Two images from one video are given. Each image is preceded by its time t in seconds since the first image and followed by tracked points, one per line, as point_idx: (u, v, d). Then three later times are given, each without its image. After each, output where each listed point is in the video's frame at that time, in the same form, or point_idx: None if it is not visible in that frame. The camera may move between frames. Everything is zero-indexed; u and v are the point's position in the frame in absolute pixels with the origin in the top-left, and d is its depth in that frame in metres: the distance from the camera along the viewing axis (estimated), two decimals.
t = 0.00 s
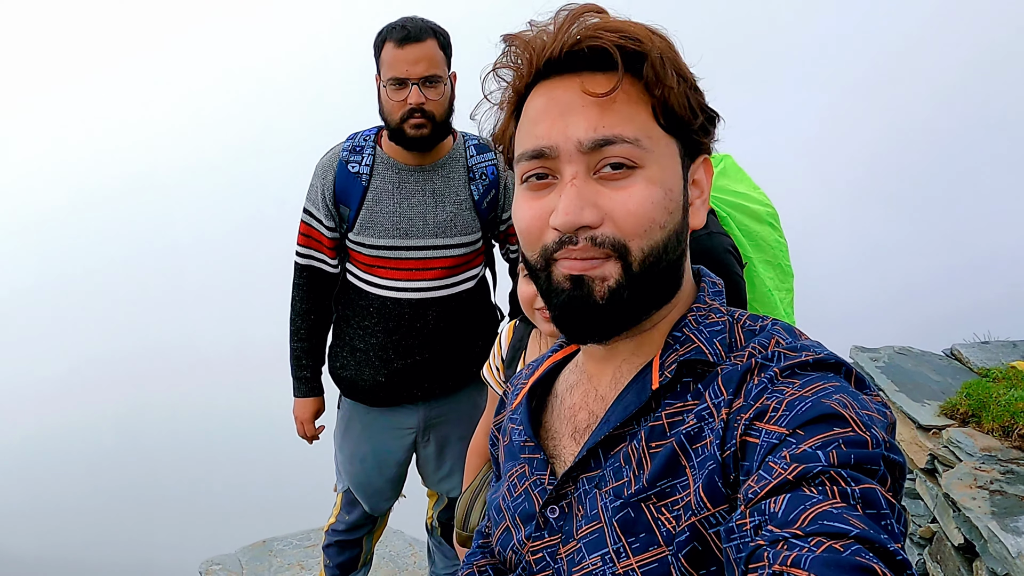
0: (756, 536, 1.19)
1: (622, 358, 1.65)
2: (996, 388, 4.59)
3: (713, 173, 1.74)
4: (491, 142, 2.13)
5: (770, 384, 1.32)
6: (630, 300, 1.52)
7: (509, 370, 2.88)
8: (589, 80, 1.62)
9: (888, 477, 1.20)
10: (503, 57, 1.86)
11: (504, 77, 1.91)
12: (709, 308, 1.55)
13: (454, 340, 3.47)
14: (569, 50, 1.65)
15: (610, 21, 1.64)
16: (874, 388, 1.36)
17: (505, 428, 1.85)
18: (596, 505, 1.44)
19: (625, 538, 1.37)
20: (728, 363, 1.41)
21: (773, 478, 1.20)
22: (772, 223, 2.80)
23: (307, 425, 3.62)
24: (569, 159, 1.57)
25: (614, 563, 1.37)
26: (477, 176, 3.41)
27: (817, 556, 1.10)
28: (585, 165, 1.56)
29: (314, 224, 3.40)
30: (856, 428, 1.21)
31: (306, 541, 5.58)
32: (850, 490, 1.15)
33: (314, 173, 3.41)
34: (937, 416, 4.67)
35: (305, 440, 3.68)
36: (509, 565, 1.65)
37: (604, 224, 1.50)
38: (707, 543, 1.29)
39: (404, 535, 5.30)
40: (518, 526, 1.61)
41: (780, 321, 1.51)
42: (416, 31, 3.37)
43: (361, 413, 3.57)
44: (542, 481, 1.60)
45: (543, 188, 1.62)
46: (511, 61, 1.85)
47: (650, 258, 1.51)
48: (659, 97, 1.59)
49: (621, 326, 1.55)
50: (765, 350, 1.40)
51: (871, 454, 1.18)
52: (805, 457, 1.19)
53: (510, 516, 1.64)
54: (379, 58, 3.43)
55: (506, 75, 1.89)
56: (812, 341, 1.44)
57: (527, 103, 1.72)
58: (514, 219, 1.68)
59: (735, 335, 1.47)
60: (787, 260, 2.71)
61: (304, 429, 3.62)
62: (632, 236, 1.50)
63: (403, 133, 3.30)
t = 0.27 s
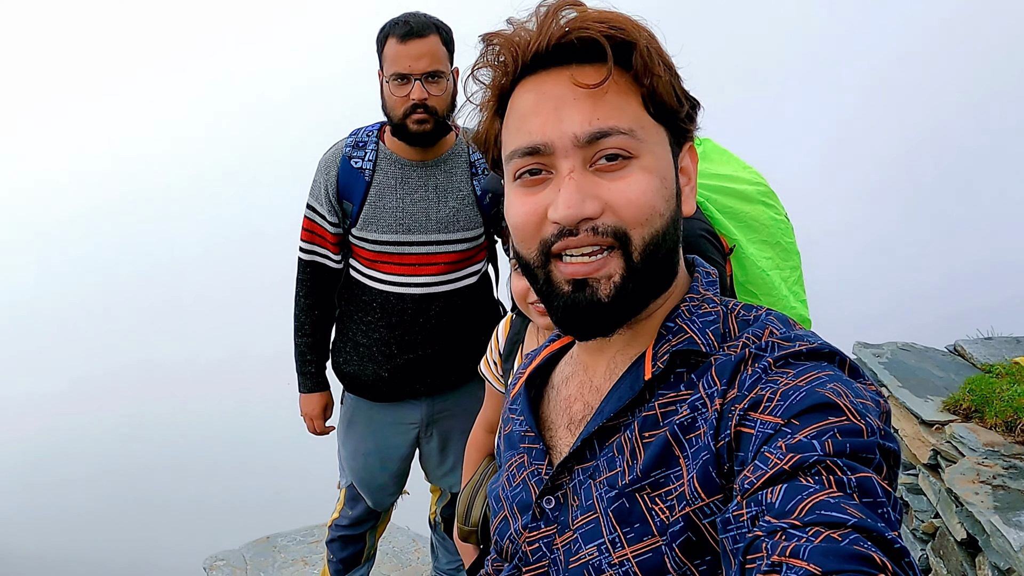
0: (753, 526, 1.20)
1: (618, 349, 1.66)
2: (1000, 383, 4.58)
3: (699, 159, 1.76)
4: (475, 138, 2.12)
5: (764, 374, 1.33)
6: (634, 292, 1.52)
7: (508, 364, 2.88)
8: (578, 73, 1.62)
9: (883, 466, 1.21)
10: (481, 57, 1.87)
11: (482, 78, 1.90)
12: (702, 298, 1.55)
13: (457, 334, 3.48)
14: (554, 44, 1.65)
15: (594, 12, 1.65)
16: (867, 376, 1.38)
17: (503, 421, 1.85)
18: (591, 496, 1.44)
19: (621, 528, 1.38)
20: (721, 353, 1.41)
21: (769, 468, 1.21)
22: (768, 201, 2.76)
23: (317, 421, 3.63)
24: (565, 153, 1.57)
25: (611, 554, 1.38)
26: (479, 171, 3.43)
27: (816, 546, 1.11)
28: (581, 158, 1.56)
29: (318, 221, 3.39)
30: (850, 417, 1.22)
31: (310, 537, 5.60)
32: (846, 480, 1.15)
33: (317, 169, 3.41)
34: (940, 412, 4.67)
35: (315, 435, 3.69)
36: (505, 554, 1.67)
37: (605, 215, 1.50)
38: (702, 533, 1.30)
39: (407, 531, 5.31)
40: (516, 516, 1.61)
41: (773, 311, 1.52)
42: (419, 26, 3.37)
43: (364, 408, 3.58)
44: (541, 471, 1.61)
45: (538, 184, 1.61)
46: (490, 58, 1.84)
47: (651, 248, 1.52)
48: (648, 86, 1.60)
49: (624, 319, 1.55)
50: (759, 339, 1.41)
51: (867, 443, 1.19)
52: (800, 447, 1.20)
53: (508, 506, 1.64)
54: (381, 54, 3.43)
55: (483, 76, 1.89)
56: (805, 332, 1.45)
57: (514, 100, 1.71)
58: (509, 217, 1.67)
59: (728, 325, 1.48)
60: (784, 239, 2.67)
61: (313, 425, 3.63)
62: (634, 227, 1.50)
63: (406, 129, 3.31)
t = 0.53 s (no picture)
0: (755, 517, 1.20)
1: (625, 340, 1.66)
2: (1006, 381, 4.57)
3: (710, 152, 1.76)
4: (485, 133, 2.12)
5: (769, 366, 1.33)
6: (643, 279, 1.52)
7: (508, 359, 2.88)
8: (591, 60, 1.63)
9: (886, 460, 1.21)
10: (495, 45, 1.85)
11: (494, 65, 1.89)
12: (709, 290, 1.54)
13: (460, 331, 3.48)
14: (568, 31, 1.65)
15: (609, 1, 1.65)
16: (873, 371, 1.38)
17: (511, 409, 1.86)
18: (595, 486, 1.45)
19: (623, 519, 1.38)
20: (727, 345, 1.42)
21: (772, 459, 1.21)
22: (781, 222, 2.74)
23: (322, 417, 3.66)
24: (576, 138, 1.57)
25: (612, 544, 1.38)
26: (483, 168, 3.42)
27: (817, 538, 1.10)
28: (592, 144, 1.57)
29: (323, 216, 3.41)
30: (855, 411, 1.22)
31: (315, 534, 5.61)
32: (848, 473, 1.15)
33: (322, 166, 3.43)
34: (945, 410, 4.66)
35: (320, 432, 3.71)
36: (508, 545, 1.66)
37: (614, 202, 1.51)
38: (705, 524, 1.30)
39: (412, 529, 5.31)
40: (519, 506, 1.62)
41: (780, 305, 1.52)
42: (423, 22, 3.38)
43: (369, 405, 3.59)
44: (545, 461, 1.62)
45: (549, 170, 1.61)
46: (504, 46, 1.84)
47: (660, 237, 1.52)
48: (661, 76, 1.60)
49: (632, 306, 1.55)
50: (765, 333, 1.41)
51: (870, 436, 1.19)
52: (804, 439, 1.20)
53: (512, 496, 1.65)
54: (385, 50, 3.43)
55: (496, 62, 1.88)
56: (812, 325, 1.45)
57: (526, 87, 1.72)
58: (518, 203, 1.67)
59: (734, 317, 1.48)
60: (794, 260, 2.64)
61: (319, 421, 3.66)
62: (643, 214, 1.50)
63: (411, 125, 3.31)
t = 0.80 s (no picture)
0: (716, 546, 1.22)
1: (590, 366, 1.70)
2: (1019, 410, 4.50)
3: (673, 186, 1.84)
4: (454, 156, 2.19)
5: (735, 401, 1.36)
6: (608, 299, 1.57)
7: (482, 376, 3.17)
8: (561, 91, 1.71)
9: (846, 495, 1.25)
10: (463, 84, 1.94)
11: (464, 104, 1.98)
12: (676, 324, 1.58)
13: (427, 350, 3.53)
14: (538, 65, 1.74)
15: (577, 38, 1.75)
16: (833, 412, 1.41)
17: (474, 426, 1.89)
18: (554, 510, 1.48)
19: (581, 543, 1.42)
20: (692, 378, 1.45)
21: (736, 490, 1.24)
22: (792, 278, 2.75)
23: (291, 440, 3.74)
24: (546, 163, 1.64)
25: (569, 567, 1.42)
26: (443, 185, 3.52)
27: (776, 567, 1.12)
28: (561, 169, 1.64)
29: (284, 239, 3.47)
30: (817, 446, 1.25)
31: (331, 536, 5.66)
32: (810, 506, 1.18)
33: (281, 189, 3.49)
34: (954, 437, 4.59)
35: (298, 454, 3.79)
36: (464, 562, 1.69)
37: (582, 223, 1.56)
38: (661, 551, 1.34)
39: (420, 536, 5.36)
40: (476, 526, 1.66)
41: (745, 344, 1.57)
42: (373, 40, 3.49)
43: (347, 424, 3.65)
44: (504, 481, 1.66)
45: (519, 194, 1.67)
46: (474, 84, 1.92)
47: (625, 259, 1.57)
48: (627, 107, 1.69)
49: (598, 326, 1.59)
50: (731, 367, 1.45)
51: (831, 472, 1.23)
52: (767, 472, 1.23)
53: (470, 515, 1.69)
54: (339, 69, 3.55)
55: (464, 103, 1.97)
56: (776, 363, 1.49)
57: (497, 118, 1.79)
58: (489, 227, 1.71)
59: (699, 352, 1.52)
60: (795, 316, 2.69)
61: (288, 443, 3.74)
62: (609, 236, 1.56)
63: (365, 143, 3.41)
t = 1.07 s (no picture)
0: (722, 551, 1.21)
1: (593, 374, 1.71)
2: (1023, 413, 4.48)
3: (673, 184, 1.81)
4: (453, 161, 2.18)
5: (741, 406, 1.36)
6: (598, 320, 1.58)
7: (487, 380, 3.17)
8: (536, 112, 1.68)
9: (852, 500, 1.24)
10: (454, 103, 1.94)
11: (457, 121, 1.98)
12: (682, 331, 1.58)
13: (430, 353, 3.53)
14: (513, 86, 1.71)
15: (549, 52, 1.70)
16: (840, 416, 1.40)
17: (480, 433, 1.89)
18: (560, 515, 1.48)
19: (588, 549, 1.41)
20: (698, 384, 1.45)
21: (742, 495, 1.23)
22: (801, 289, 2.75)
23: (293, 441, 3.76)
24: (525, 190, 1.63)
25: (576, 573, 1.42)
26: (447, 187, 3.49)
27: (782, 572, 1.11)
28: (541, 194, 1.63)
29: (287, 241, 3.47)
30: (824, 451, 1.24)
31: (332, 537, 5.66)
32: (816, 511, 1.18)
33: (285, 191, 3.50)
34: (957, 440, 4.58)
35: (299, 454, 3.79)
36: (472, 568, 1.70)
37: (564, 249, 1.56)
38: (668, 557, 1.33)
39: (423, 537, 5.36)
40: (483, 531, 1.66)
41: (751, 349, 1.56)
42: (377, 42, 3.49)
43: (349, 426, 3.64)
44: (512, 488, 1.66)
45: (504, 222, 1.68)
46: (463, 103, 1.92)
47: (613, 279, 1.57)
48: (606, 121, 1.65)
49: (591, 345, 1.61)
50: (737, 373, 1.45)
51: (837, 477, 1.22)
52: (773, 477, 1.23)
53: (478, 521, 1.69)
54: (343, 72, 3.55)
55: (458, 118, 1.97)
56: (782, 369, 1.49)
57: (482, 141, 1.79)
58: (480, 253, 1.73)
59: (705, 358, 1.51)
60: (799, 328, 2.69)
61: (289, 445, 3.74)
62: (593, 259, 1.56)
63: (369, 145, 3.41)
